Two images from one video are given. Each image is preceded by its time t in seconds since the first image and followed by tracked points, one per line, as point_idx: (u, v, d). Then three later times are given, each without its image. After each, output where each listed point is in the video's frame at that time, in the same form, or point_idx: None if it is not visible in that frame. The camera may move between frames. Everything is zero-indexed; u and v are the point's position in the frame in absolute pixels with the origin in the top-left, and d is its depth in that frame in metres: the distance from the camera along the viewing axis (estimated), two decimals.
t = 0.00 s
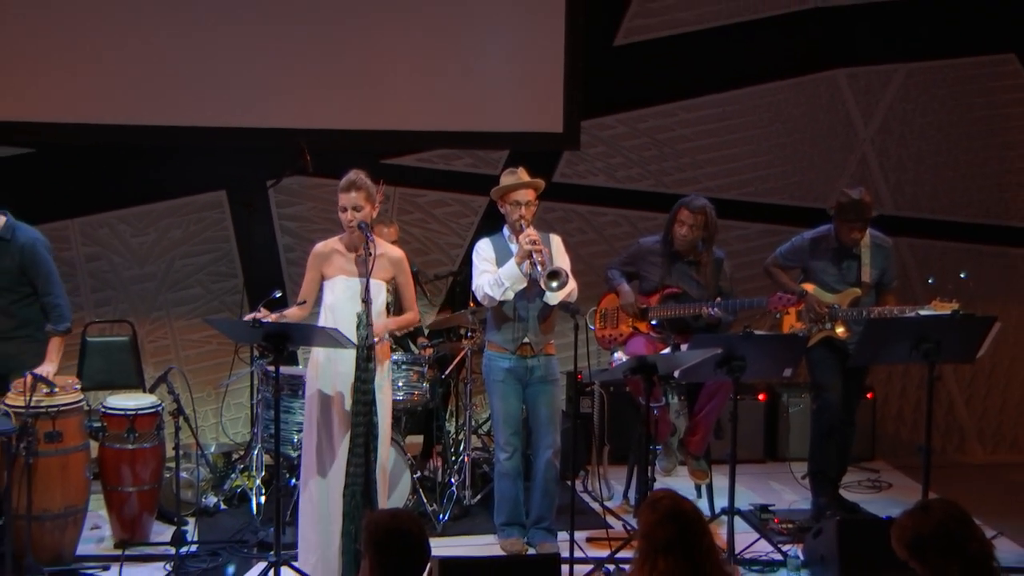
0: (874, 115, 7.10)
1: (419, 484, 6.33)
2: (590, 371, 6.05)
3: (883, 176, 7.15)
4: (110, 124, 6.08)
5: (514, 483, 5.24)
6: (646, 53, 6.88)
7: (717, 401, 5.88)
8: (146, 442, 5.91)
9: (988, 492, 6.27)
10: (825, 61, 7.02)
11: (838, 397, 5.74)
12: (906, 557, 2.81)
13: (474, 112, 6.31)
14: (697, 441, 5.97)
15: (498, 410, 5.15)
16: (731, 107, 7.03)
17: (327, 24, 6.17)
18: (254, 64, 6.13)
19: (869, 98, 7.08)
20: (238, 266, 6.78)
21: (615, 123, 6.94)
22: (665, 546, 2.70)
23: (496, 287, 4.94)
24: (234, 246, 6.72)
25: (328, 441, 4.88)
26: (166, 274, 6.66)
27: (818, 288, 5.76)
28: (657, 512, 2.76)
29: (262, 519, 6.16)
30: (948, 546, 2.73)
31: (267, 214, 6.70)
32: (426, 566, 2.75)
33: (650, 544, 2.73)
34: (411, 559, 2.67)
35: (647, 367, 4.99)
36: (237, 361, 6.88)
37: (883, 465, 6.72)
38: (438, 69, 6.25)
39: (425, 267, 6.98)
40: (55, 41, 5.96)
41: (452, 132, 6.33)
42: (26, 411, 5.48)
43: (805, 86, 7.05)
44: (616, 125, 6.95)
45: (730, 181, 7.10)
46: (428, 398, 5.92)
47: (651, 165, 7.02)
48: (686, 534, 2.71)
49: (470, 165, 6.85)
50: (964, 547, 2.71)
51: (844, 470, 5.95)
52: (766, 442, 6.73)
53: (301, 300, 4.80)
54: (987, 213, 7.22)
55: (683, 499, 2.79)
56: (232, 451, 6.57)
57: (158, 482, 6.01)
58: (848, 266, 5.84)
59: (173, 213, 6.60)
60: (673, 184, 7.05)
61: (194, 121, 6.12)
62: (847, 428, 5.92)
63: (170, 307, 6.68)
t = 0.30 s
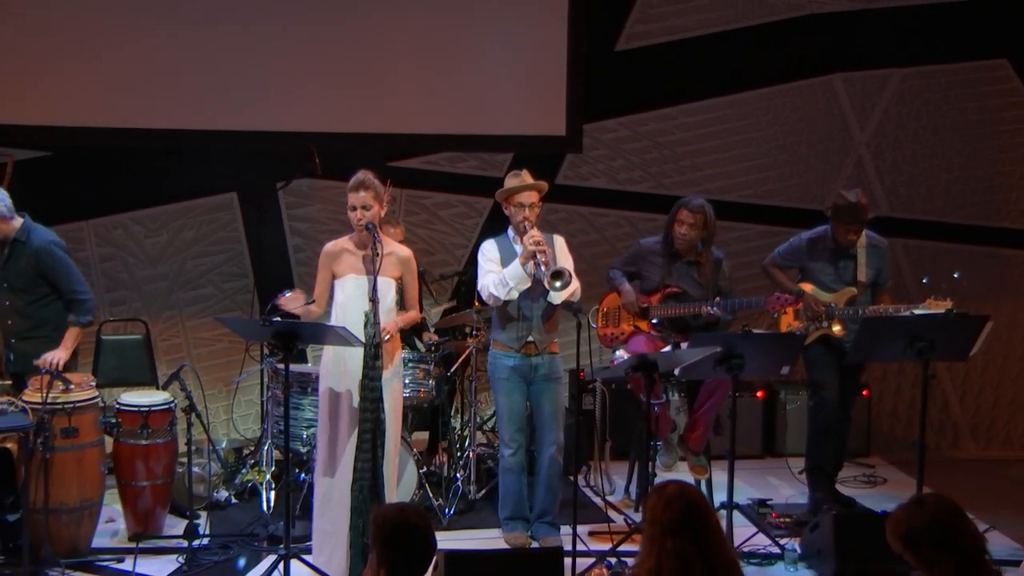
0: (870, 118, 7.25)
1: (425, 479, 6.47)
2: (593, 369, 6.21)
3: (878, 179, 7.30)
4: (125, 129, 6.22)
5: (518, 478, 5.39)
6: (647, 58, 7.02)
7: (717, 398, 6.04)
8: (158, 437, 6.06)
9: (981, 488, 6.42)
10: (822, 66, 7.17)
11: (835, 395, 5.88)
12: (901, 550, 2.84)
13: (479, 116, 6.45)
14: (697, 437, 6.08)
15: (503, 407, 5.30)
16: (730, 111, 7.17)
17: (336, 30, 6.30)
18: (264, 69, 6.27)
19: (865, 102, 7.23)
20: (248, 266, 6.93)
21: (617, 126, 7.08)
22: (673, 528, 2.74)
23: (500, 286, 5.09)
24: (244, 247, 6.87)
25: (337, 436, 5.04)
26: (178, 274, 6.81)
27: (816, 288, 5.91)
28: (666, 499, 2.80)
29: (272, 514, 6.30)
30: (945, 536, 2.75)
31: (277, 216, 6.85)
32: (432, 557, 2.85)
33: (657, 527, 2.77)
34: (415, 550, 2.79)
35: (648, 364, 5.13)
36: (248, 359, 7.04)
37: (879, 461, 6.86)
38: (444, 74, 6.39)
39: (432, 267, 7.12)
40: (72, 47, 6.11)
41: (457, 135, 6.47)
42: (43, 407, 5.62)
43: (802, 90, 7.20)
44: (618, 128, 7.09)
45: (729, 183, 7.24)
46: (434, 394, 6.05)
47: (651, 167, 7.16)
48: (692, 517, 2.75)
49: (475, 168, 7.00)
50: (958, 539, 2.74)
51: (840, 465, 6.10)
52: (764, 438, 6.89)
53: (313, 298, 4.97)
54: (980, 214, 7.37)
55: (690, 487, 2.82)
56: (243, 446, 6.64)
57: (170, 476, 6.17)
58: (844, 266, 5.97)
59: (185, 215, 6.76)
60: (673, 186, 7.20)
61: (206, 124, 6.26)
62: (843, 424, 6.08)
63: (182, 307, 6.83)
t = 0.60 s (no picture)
0: (868, 121, 7.39)
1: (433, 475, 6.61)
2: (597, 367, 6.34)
3: (876, 180, 7.43)
4: (140, 132, 6.37)
5: (523, 474, 5.53)
6: (649, 62, 7.16)
7: (717, 396, 6.17)
8: (172, 433, 6.21)
9: (976, 485, 6.55)
10: (821, 70, 7.31)
11: (833, 392, 6.01)
12: (900, 540, 2.97)
13: (485, 119, 6.58)
14: (699, 433, 6.26)
15: (509, 405, 5.44)
16: (731, 115, 7.31)
17: (346, 36, 6.44)
18: (276, 74, 6.40)
19: (863, 105, 7.37)
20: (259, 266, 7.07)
21: (620, 129, 7.23)
22: (682, 519, 2.85)
23: (507, 286, 5.23)
24: (255, 247, 7.02)
25: (350, 435, 5.19)
26: (191, 274, 6.96)
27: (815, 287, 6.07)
28: (675, 492, 2.90)
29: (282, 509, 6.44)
30: (946, 531, 2.87)
31: (287, 216, 6.99)
32: (437, 549, 3.02)
33: (665, 519, 2.88)
34: (422, 543, 2.94)
35: (651, 362, 5.23)
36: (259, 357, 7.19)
37: (876, 457, 7.00)
38: (450, 79, 6.52)
39: (439, 267, 7.25)
40: (88, 52, 6.24)
41: (464, 138, 6.60)
42: (60, 404, 5.78)
43: (802, 94, 7.34)
44: (621, 131, 7.24)
45: (729, 185, 7.38)
46: (441, 392, 6.19)
47: (654, 169, 7.30)
48: (699, 509, 2.85)
49: (481, 170, 7.15)
50: (956, 535, 2.86)
51: (838, 460, 6.23)
52: (765, 434, 7.04)
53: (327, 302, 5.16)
54: (977, 216, 7.50)
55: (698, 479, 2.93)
56: (254, 442, 6.91)
57: (183, 471, 6.31)
58: (843, 266, 6.10)
59: (198, 216, 6.91)
60: (675, 188, 7.34)
61: (220, 128, 6.39)
62: (842, 421, 6.20)
63: (195, 306, 6.99)
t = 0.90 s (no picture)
0: (869, 124, 7.52)
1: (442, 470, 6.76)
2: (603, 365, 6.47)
3: (877, 182, 7.56)
4: (158, 136, 6.35)
5: (532, 469, 5.68)
6: (655, 67, 7.30)
7: (722, 395, 6.28)
8: (188, 429, 6.36)
9: (974, 481, 6.69)
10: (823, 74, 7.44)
11: (834, 390, 6.15)
12: (907, 526, 3.16)
13: (495, 122, 6.60)
14: (703, 430, 6.37)
15: (518, 401, 5.58)
16: (735, 118, 7.45)
17: (362, 38, 6.42)
18: (289, 78, 6.40)
19: (864, 109, 7.50)
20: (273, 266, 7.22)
21: (626, 132, 7.36)
22: (689, 518, 2.96)
23: (518, 286, 5.36)
24: (270, 248, 7.17)
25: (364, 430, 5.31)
26: (206, 274, 7.11)
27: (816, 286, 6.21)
28: (683, 491, 3.02)
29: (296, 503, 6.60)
30: (951, 525, 3.05)
31: (300, 218, 7.14)
32: (448, 542, 3.18)
33: (672, 517, 3.00)
34: (432, 539, 3.09)
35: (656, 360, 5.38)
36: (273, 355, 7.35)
37: (876, 453, 7.15)
38: (464, 83, 6.54)
39: (449, 267, 7.39)
40: (105, 56, 6.23)
41: (475, 141, 6.62)
42: (80, 400, 5.94)
43: (804, 98, 7.48)
44: (626, 134, 7.37)
45: (733, 187, 7.51)
46: (451, 389, 6.33)
47: (659, 171, 7.44)
48: (706, 508, 2.96)
49: (490, 172, 7.28)
50: (962, 531, 3.04)
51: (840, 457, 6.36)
52: (766, 431, 7.21)
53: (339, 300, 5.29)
54: (977, 217, 7.63)
55: (707, 479, 3.04)
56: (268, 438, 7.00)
57: (199, 466, 6.46)
58: (844, 265, 6.23)
59: (213, 217, 7.06)
60: (679, 190, 7.48)
61: (232, 131, 6.39)
62: (844, 418, 6.33)
63: (210, 305, 7.14)
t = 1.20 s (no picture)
0: (871, 128, 7.64)
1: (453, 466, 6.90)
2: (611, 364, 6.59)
3: (880, 184, 7.69)
4: (180, 140, 6.52)
5: (541, 466, 5.82)
6: (660, 72, 7.44)
7: (727, 393, 6.43)
8: (205, 426, 6.49)
9: (974, 477, 6.82)
10: (826, 79, 7.57)
11: (837, 388, 6.28)
12: (908, 521, 3.25)
13: (506, 126, 6.74)
14: (709, 427, 6.54)
15: (528, 399, 5.72)
16: (739, 121, 7.59)
17: (376, 45, 6.58)
18: (304, 83, 6.56)
19: (866, 113, 7.63)
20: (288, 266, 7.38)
21: (633, 136, 7.51)
22: (693, 513, 3.05)
23: (533, 295, 5.51)
24: (285, 249, 7.33)
25: (374, 425, 5.50)
26: (223, 274, 7.26)
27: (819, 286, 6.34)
28: (687, 487, 3.11)
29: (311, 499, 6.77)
30: (948, 517, 3.14)
31: (315, 219, 7.30)
32: (457, 537, 3.30)
33: (677, 513, 3.09)
34: (443, 534, 3.22)
35: (662, 358, 5.51)
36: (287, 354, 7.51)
37: (879, 451, 7.28)
38: (476, 88, 6.70)
39: (460, 268, 7.54)
40: (125, 62, 6.39)
41: (486, 145, 6.76)
42: (100, 397, 6.06)
43: (808, 102, 7.61)
44: (633, 138, 7.52)
45: (739, 189, 7.64)
46: (461, 387, 6.45)
47: (665, 174, 7.58)
48: (710, 504, 3.05)
49: (500, 174, 7.43)
50: (961, 525, 3.12)
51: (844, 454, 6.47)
52: (771, 428, 7.36)
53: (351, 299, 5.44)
54: (977, 219, 7.76)
55: (711, 476, 3.14)
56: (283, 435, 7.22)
57: (215, 463, 6.60)
58: (847, 266, 6.37)
59: (229, 219, 7.22)
60: (686, 192, 7.61)
61: (249, 135, 6.56)
62: (847, 416, 6.45)
63: (227, 305, 7.29)
